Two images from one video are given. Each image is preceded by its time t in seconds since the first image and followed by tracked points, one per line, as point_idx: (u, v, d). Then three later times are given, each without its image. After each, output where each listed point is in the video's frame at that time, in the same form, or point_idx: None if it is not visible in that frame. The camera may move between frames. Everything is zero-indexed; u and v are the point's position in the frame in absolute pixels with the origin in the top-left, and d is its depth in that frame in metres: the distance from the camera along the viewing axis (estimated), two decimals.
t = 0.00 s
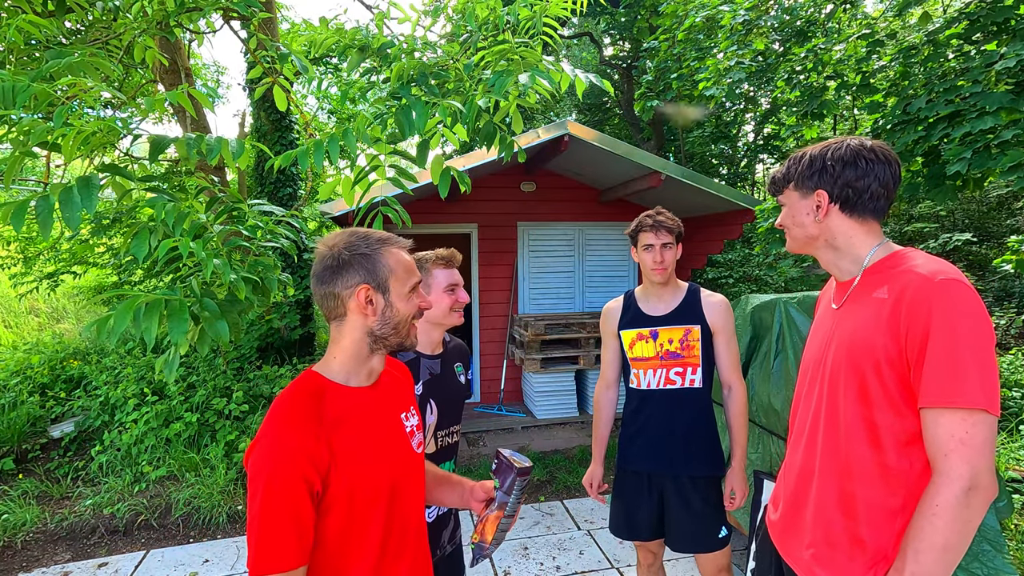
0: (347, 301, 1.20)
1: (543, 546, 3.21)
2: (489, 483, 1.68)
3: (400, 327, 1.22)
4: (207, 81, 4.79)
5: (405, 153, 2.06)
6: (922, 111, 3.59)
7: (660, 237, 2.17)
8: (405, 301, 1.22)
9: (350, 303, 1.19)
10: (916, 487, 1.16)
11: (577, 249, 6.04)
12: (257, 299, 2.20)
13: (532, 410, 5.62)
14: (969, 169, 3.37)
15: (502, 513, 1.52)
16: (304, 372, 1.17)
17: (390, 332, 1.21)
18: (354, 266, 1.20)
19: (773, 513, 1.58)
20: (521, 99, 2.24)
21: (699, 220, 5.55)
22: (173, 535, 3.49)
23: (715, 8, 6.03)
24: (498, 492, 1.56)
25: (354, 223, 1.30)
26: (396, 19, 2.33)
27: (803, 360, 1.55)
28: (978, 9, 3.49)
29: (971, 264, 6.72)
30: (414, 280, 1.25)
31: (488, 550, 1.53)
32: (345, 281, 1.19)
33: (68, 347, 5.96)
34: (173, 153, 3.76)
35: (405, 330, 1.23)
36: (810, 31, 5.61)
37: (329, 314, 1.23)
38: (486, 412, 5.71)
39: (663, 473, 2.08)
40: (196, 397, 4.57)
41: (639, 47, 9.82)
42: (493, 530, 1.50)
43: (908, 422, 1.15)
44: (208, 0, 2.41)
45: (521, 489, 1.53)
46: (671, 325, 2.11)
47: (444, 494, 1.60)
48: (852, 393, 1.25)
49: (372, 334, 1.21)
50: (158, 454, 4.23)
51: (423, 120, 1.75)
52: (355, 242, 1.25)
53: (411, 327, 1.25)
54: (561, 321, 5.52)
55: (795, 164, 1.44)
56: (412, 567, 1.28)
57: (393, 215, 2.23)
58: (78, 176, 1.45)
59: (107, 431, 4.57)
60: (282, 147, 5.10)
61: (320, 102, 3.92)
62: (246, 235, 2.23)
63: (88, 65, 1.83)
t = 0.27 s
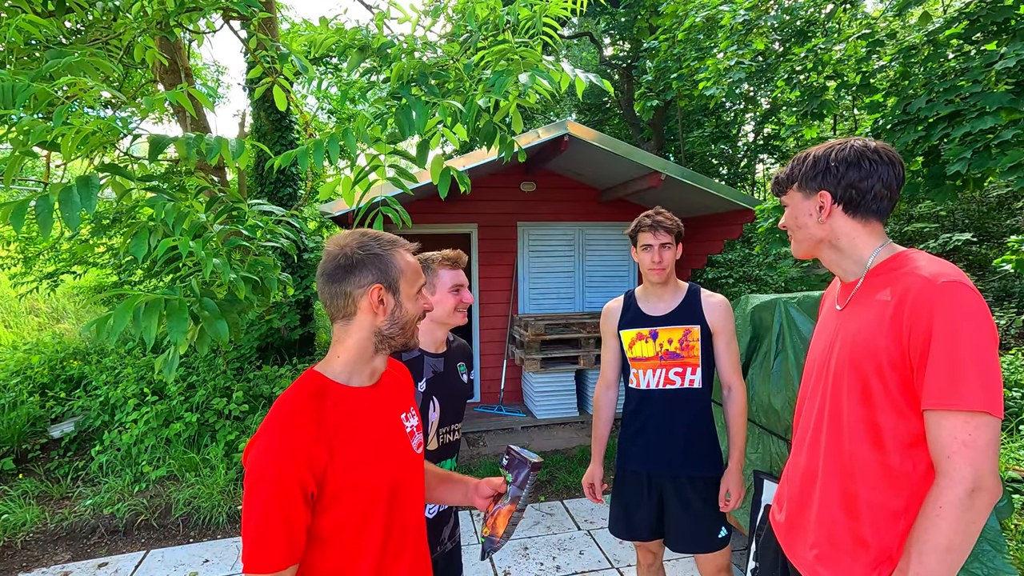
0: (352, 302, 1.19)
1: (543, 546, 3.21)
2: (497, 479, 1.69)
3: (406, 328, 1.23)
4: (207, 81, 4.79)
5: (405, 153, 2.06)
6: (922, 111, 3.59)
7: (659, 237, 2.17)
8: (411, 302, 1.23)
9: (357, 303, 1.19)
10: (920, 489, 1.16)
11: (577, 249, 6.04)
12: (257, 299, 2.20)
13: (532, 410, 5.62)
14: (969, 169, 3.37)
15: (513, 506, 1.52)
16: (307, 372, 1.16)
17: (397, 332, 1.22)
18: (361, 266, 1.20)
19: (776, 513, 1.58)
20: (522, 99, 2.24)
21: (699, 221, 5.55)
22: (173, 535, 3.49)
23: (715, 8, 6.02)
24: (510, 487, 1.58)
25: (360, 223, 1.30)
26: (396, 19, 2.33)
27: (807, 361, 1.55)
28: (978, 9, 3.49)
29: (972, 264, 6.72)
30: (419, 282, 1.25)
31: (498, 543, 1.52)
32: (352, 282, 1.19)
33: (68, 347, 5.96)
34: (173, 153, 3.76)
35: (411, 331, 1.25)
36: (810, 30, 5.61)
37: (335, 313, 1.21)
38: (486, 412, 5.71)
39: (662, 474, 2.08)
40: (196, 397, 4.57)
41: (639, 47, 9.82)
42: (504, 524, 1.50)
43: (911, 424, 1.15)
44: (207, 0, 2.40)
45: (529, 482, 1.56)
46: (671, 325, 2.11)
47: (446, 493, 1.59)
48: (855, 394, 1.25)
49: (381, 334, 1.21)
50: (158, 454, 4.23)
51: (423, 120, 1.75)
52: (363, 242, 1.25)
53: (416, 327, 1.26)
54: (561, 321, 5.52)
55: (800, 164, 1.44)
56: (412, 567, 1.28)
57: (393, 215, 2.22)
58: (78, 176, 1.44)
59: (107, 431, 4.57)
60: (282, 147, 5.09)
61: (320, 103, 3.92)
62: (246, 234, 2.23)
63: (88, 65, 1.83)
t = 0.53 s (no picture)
0: (353, 302, 1.19)
1: (543, 546, 3.20)
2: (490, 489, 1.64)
3: (408, 328, 1.23)
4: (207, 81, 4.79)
5: (405, 153, 2.06)
6: (922, 111, 3.59)
7: (658, 237, 2.17)
8: (413, 302, 1.23)
9: (359, 303, 1.19)
10: (925, 488, 1.16)
11: (577, 249, 6.04)
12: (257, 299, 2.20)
13: (532, 410, 5.62)
14: (969, 169, 3.37)
15: (498, 522, 1.52)
16: (307, 371, 1.16)
17: (398, 332, 1.22)
18: (362, 267, 1.20)
19: (780, 513, 1.58)
20: (522, 99, 2.24)
21: (699, 221, 5.55)
22: (173, 535, 3.49)
23: (715, 8, 6.02)
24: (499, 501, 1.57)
25: (362, 223, 1.30)
26: (396, 18, 2.33)
27: (811, 362, 1.55)
28: (978, 9, 3.49)
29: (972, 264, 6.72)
30: (420, 283, 1.25)
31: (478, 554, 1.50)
32: (354, 282, 1.19)
33: (68, 347, 5.96)
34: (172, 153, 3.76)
35: (412, 331, 1.24)
36: (810, 30, 5.61)
37: (336, 314, 1.21)
38: (486, 412, 5.71)
39: (662, 474, 2.08)
40: (196, 397, 4.57)
41: (639, 47, 9.81)
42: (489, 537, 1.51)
43: (917, 424, 1.15)
44: None
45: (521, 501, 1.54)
46: (671, 325, 2.11)
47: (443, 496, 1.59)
48: (859, 394, 1.25)
49: (381, 334, 1.21)
50: (158, 454, 4.23)
51: (423, 120, 1.75)
52: (366, 242, 1.25)
53: (417, 327, 1.26)
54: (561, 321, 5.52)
55: (802, 164, 1.44)
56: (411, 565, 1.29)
57: (393, 215, 2.22)
58: (78, 175, 1.44)
59: (107, 431, 4.56)
60: (282, 147, 5.09)
61: (320, 102, 3.92)
62: (245, 234, 2.23)
63: (88, 65, 1.83)
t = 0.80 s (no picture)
0: (356, 302, 1.19)
1: (543, 546, 3.20)
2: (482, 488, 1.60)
3: (408, 328, 1.23)
4: (207, 81, 4.79)
5: (405, 153, 2.05)
6: (922, 111, 3.59)
7: (659, 237, 2.17)
8: (414, 302, 1.23)
9: (361, 302, 1.19)
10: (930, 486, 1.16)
11: (577, 249, 6.04)
12: (257, 298, 2.21)
13: (532, 410, 5.62)
14: (969, 169, 3.37)
15: (489, 519, 1.27)
16: (308, 371, 1.16)
17: (399, 331, 1.22)
18: (365, 267, 1.20)
19: (785, 512, 1.58)
20: (521, 99, 2.24)
21: (699, 220, 5.55)
22: (173, 535, 3.48)
23: (715, 8, 6.02)
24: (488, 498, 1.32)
25: (364, 224, 1.30)
26: (396, 19, 2.33)
27: (814, 361, 1.55)
28: (978, 9, 3.49)
29: (972, 264, 6.72)
30: (422, 283, 1.25)
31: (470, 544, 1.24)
32: (357, 282, 1.19)
33: (68, 347, 5.96)
34: (172, 153, 3.76)
35: (412, 331, 1.24)
36: (810, 31, 5.62)
37: (337, 313, 1.21)
38: (486, 412, 5.71)
39: (662, 474, 2.08)
40: (196, 397, 4.57)
41: (639, 47, 9.81)
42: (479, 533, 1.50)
43: (921, 422, 1.15)
44: None
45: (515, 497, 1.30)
46: (671, 325, 2.11)
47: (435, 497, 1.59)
48: (863, 393, 1.25)
49: (382, 333, 1.20)
50: (158, 454, 4.23)
51: (423, 120, 1.76)
52: (369, 242, 1.25)
53: (418, 327, 1.25)
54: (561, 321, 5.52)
55: (804, 165, 1.44)
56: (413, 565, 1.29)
57: (392, 215, 2.21)
58: (78, 175, 1.44)
59: (107, 431, 4.56)
60: (281, 147, 5.10)
61: (320, 103, 3.92)
62: (245, 234, 2.23)
63: (88, 65, 1.83)
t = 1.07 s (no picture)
0: (357, 302, 1.18)
1: (543, 546, 3.20)
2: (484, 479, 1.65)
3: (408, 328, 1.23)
4: (207, 81, 4.79)
5: (405, 153, 2.05)
6: (922, 111, 3.59)
7: (660, 237, 2.17)
8: (414, 302, 1.23)
9: (362, 302, 1.18)
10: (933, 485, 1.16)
11: (577, 249, 6.04)
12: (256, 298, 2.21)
13: (532, 410, 5.62)
14: (969, 169, 3.37)
15: (490, 515, 1.28)
16: (308, 370, 1.16)
17: (399, 331, 1.22)
18: (366, 266, 1.20)
19: (785, 510, 1.58)
20: (521, 99, 2.24)
21: (699, 220, 5.55)
22: (173, 535, 3.48)
23: (715, 8, 6.02)
24: (489, 497, 1.33)
25: (365, 224, 1.30)
26: (396, 18, 2.33)
27: (814, 361, 1.55)
28: (978, 9, 3.49)
29: (972, 264, 6.72)
30: (423, 283, 1.25)
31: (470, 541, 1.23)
32: (358, 282, 1.18)
33: (68, 347, 5.97)
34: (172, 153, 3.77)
35: (412, 331, 1.24)
36: (810, 31, 5.61)
37: (337, 313, 1.21)
38: (486, 412, 5.71)
39: (662, 474, 2.08)
40: (196, 397, 4.57)
41: (639, 47, 9.81)
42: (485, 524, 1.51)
43: (923, 421, 1.15)
44: None
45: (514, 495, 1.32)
46: (671, 325, 2.11)
47: (439, 493, 1.59)
48: (865, 392, 1.25)
49: (382, 333, 1.21)
50: (158, 454, 4.23)
51: (422, 120, 1.76)
52: (370, 242, 1.26)
53: (417, 328, 1.25)
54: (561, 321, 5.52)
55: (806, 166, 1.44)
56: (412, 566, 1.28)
57: (392, 215, 2.21)
58: (78, 175, 1.44)
59: (107, 431, 4.56)
60: (281, 147, 5.10)
61: (320, 103, 3.92)
62: (245, 234, 2.23)
63: (88, 65, 1.83)
